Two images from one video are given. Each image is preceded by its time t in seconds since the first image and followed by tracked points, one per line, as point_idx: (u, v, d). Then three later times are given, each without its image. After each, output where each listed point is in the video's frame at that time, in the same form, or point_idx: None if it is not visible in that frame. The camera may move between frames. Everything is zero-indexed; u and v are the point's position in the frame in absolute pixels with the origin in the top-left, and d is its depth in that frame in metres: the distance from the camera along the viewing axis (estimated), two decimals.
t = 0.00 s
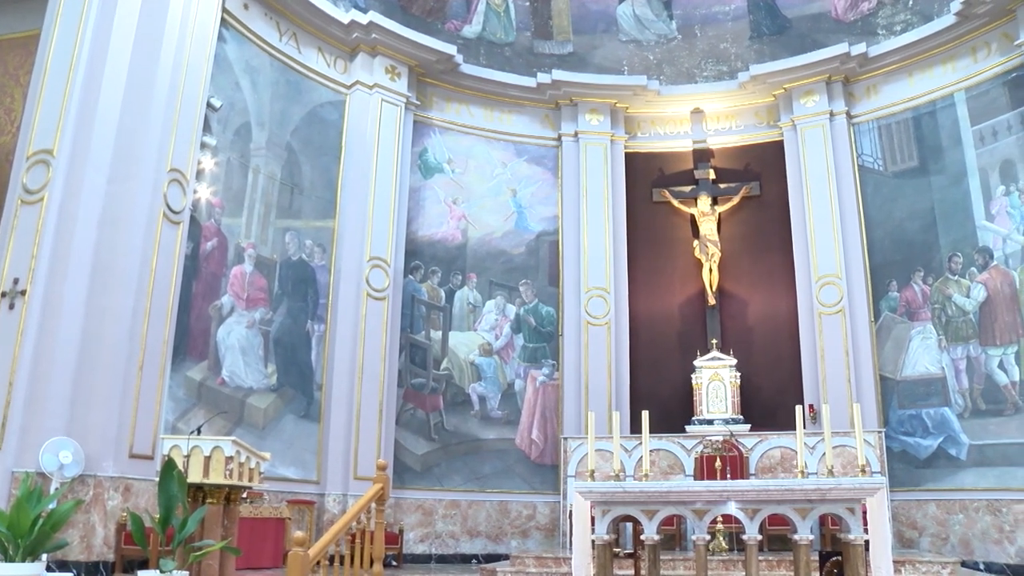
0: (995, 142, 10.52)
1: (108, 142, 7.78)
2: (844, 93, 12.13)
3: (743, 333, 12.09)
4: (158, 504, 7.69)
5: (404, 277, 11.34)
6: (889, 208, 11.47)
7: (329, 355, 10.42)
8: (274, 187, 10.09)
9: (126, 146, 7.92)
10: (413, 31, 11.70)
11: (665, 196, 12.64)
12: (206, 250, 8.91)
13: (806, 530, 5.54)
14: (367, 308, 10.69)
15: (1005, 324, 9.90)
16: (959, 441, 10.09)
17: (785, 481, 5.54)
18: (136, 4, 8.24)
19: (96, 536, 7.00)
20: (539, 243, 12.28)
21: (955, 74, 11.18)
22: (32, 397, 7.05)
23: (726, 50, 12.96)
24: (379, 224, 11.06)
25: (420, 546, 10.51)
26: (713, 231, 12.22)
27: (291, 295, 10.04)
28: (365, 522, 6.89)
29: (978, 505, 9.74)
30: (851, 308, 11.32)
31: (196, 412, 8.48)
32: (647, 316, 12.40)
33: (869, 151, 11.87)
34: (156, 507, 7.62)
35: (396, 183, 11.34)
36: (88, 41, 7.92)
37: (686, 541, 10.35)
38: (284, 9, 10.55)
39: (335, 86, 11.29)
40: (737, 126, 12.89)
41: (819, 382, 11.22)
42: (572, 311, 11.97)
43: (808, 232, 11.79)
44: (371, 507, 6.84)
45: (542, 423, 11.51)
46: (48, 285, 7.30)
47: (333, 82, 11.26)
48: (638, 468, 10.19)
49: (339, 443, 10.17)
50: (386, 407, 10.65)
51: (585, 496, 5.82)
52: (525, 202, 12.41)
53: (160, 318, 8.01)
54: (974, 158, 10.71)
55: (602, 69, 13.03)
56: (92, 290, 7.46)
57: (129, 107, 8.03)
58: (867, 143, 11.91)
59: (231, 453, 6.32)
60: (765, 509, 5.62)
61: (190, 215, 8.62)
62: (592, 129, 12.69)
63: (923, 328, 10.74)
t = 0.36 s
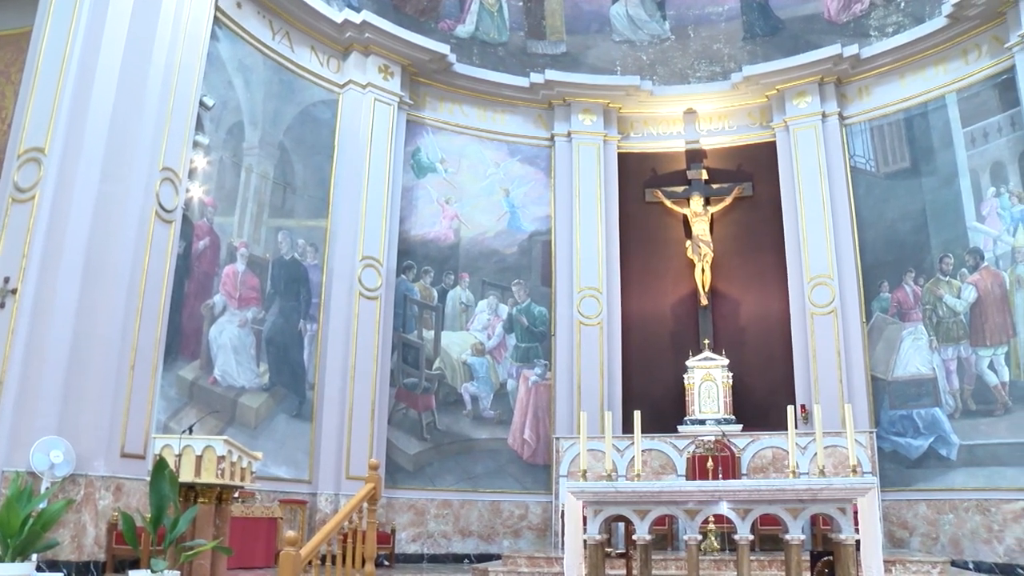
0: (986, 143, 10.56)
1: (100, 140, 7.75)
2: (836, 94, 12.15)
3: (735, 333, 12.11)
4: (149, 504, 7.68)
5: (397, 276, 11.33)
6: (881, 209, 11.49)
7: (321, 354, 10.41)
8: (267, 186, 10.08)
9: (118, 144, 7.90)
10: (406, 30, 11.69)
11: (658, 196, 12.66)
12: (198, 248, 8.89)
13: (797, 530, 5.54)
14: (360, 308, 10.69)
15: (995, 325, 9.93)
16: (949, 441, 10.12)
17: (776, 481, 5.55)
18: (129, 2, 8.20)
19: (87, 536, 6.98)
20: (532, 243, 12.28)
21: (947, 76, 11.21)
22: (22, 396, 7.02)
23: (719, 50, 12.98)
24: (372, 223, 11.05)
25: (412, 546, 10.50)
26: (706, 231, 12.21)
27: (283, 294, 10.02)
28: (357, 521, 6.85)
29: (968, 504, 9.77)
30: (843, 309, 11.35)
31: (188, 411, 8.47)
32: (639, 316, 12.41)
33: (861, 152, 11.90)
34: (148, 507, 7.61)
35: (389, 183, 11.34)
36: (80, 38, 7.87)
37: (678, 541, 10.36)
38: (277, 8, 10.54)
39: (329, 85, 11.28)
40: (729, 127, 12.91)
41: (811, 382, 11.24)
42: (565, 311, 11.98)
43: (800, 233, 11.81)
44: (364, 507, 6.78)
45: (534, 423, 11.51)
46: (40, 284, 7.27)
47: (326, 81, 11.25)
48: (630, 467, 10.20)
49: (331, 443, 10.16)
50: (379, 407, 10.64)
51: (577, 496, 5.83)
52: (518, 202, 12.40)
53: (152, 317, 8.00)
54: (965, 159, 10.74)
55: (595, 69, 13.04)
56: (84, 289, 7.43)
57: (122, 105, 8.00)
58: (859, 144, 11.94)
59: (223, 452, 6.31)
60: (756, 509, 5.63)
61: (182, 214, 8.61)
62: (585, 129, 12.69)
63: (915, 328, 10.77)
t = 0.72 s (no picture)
0: (978, 145, 10.59)
1: (93, 139, 7.72)
2: (830, 95, 12.17)
3: (728, 333, 12.12)
4: (141, 504, 7.66)
5: (390, 276, 11.32)
6: (874, 210, 11.52)
7: (314, 353, 10.40)
8: (260, 186, 10.06)
9: (111, 144, 7.88)
10: (400, 30, 11.68)
11: (651, 197, 12.66)
12: (191, 248, 8.88)
13: (789, 530, 5.56)
14: (352, 307, 10.69)
15: (986, 326, 9.96)
16: (941, 441, 10.16)
17: (768, 481, 5.57)
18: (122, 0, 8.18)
19: (78, 536, 6.96)
20: (525, 243, 12.29)
21: (939, 77, 11.24)
22: (13, 396, 6.95)
23: (712, 51, 13.00)
24: (365, 223, 11.05)
25: (404, 545, 10.49)
26: (699, 232, 12.26)
27: (276, 293, 10.01)
28: (349, 521, 6.85)
29: (959, 504, 9.80)
30: (836, 309, 11.37)
31: (181, 411, 8.45)
32: (632, 316, 12.43)
33: (854, 153, 11.92)
34: (139, 506, 7.59)
35: (382, 183, 11.33)
36: (73, 36, 7.81)
37: (671, 541, 10.38)
38: (271, 7, 10.52)
39: (323, 85, 11.27)
40: (723, 128, 12.93)
41: (804, 382, 11.26)
42: (558, 311, 11.98)
43: (793, 233, 11.83)
44: (356, 507, 6.76)
45: (527, 423, 11.52)
46: (31, 283, 7.21)
47: (320, 81, 11.23)
48: (622, 467, 10.21)
49: (324, 443, 10.16)
50: (371, 406, 10.63)
51: (569, 496, 5.83)
52: (511, 202, 12.41)
53: (144, 316, 7.99)
54: (957, 161, 10.77)
55: (589, 69, 13.05)
56: (76, 289, 7.40)
57: (115, 105, 7.98)
58: (852, 145, 11.96)
59: (215, 452, 6.23)
60: (748, 510, 5.64)
61: (175, 213, 8.59)
62: (578, 129, 12.70)
63: (907, 329, 10.80)
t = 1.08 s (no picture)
0: (970, 147, 10.62)
1: (85, 138, 7.69)
2: (822, 96, 12.20)
3: (721, 334, 12.14)
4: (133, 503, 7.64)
5: (383, 276, 11.31)
6: (866, 211, 11.55)
7: (307, 353, 10.38)
8: (253, 184, 10.04)
9: (104, 143, 7.85)
10: (394, 29, 11.67)
11: (644, 198, 12.62)
12: (184, 247, 8.86)
13: (781, 529, 5.57)
14: (345, 307, 10.68)
15: (978, 326, 10.00)
16: (932, 441, 10.19)
17: (761, 481, 5.58)
18: None
19: (70, 536, 6.93)
20: (518, 243, 12.29)
21: (931, 79, 11.27)
22: (3, 397, 6.88)
23: (706, 52, 13.02)
24: (358, 223, 11.05)
25: (397, 545, 10.49)
26: (691, 232, 12.25)
27: (269, 293, 9.99)
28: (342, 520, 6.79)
29: (950, 504, 9.83)
30: (828, 310, 11.40)
31: (173, 410, 8.43)
32: (625, 316, 12.44)
33: (847, 154, 11.95)
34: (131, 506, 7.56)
35: (375, 182, 11.32)
36: (65, 33, 7.73)
37: (663, 541, 10.39)
38: (264, 6, 10.50)
39: (316, 84, 11.26)
40: (716, 128, 12.94)
41: (796, 382, 11.28)
42: (551, 311, 11.98)
43: (786, 233, 11.85)
44: (348, 506, 6.74)
45: (520, 423, 11.52)
46: (23, 282, 7.15)
47: (313, 80, 11.22)
48: (615, 467, 10.22)
49: (316, 442, 10.14)
50: (364, 406, 10.62)
51: (562, 496, 5.83)
52: (504, 202, 12.40)
53: (136, 316, 7.98)
54: (949, 162, 10.81)
55: (582, 69, 13.06)
56: (67, 289, 7.36)
57: (107, 104, 7.95)
58: (845, 146, 11.99)
59: (207, 452, 6.27)
60: (741, 509, 5.65)
61: (168, 212, 8.59)
62: (572, 129, 12.71)
63: (898, 330, 10.83)
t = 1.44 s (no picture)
0: (961, 148, 10.66)
1: (77, 136, 7.66)
2: (815, 97, 12.22)
3: (713, 334, 12.16)
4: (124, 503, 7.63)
5: (375, 275, 11.30)
6: (858, 212, 11.57)
7: (299, 352, 10.37)
8: (245, 183, 10.02)
9: (96, 141, 7.83)
10: (387, 28, 11.67)
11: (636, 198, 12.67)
12: (176, 245, 8.85)
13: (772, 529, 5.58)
14: (338, 306, 10.67)
15: (968, 327, 10.03)
16: (923, 441, 10.22)
17: (752, 481, 5.59)
18: None
19: (60, 536, 6.91)
20: (510, 243, 12.29)
21: (923, 81, 11.30)
22: None
23: (699, 52, 13.04)
24: (351, 222, 11.04)
25: (389, 545, 10.48)
26: (684, 233, 12.26)
27: (261, 292, 9.98)
28: (333, 520, 6.79)
29: (940, 504, 9.87)
30: (820, 311, 11.42)
31: (165, 409, 8.41)
32: (617, 316, 12.45)
33: (839, 155, 11.98)
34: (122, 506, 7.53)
35: (368, 182, 11.31)
36: (57, 30, 7.70)
37: (654, 541, 10.40)
38: (257, 5, 10.48)
39: (309, 83, 11.24)
40: (709, 129, 12.96)
41: (788, 382, 11.30)
42: (544, 312, 11.98)
43: (778, 234, 11.87)
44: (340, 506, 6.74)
45: (512, 423, 11.52)
46: (14, 280, 7.10)
47: (306, 79, 11.20)
48: (607, 467, 10.23)
49: (308, 442, 10.13)
50: (356, 406, 10.61)
51: (554, 496, 5.82)
52: (497, 202, 12.40)
53: (128, 315, 7.96)
54: (940, 164, 10.84)
55: (575, 69, 13.07)
56: (59, 287, 7.34)
57: (99, 102, 7.92)
58: (837, 147, 12.02)
59: (199, 451, 6.26)
60: (732, 510, 5.66)
61: (160, 211, 8.57)
62: (565, 129, 12.71)
63: (890, 330, 10.86)
